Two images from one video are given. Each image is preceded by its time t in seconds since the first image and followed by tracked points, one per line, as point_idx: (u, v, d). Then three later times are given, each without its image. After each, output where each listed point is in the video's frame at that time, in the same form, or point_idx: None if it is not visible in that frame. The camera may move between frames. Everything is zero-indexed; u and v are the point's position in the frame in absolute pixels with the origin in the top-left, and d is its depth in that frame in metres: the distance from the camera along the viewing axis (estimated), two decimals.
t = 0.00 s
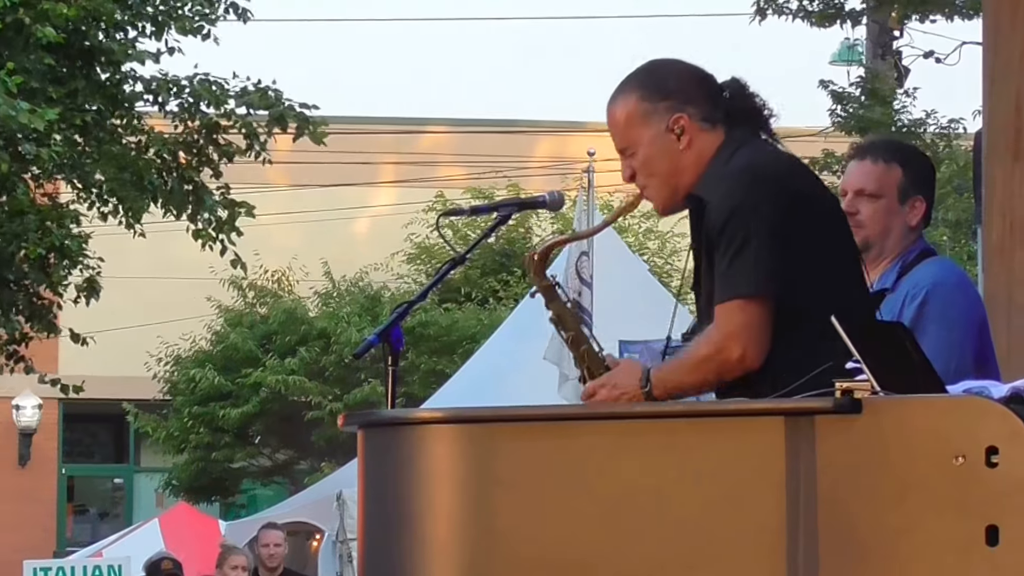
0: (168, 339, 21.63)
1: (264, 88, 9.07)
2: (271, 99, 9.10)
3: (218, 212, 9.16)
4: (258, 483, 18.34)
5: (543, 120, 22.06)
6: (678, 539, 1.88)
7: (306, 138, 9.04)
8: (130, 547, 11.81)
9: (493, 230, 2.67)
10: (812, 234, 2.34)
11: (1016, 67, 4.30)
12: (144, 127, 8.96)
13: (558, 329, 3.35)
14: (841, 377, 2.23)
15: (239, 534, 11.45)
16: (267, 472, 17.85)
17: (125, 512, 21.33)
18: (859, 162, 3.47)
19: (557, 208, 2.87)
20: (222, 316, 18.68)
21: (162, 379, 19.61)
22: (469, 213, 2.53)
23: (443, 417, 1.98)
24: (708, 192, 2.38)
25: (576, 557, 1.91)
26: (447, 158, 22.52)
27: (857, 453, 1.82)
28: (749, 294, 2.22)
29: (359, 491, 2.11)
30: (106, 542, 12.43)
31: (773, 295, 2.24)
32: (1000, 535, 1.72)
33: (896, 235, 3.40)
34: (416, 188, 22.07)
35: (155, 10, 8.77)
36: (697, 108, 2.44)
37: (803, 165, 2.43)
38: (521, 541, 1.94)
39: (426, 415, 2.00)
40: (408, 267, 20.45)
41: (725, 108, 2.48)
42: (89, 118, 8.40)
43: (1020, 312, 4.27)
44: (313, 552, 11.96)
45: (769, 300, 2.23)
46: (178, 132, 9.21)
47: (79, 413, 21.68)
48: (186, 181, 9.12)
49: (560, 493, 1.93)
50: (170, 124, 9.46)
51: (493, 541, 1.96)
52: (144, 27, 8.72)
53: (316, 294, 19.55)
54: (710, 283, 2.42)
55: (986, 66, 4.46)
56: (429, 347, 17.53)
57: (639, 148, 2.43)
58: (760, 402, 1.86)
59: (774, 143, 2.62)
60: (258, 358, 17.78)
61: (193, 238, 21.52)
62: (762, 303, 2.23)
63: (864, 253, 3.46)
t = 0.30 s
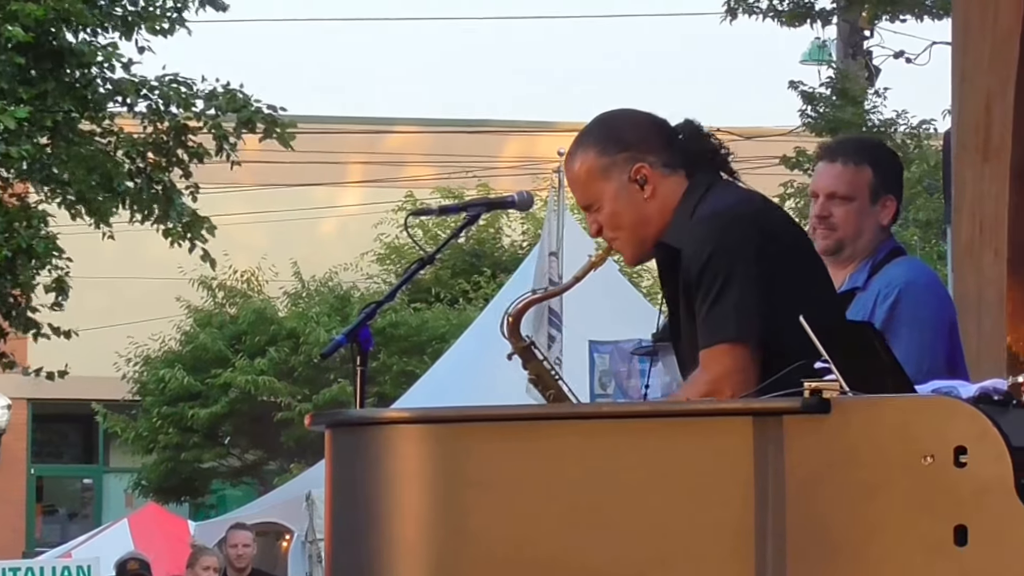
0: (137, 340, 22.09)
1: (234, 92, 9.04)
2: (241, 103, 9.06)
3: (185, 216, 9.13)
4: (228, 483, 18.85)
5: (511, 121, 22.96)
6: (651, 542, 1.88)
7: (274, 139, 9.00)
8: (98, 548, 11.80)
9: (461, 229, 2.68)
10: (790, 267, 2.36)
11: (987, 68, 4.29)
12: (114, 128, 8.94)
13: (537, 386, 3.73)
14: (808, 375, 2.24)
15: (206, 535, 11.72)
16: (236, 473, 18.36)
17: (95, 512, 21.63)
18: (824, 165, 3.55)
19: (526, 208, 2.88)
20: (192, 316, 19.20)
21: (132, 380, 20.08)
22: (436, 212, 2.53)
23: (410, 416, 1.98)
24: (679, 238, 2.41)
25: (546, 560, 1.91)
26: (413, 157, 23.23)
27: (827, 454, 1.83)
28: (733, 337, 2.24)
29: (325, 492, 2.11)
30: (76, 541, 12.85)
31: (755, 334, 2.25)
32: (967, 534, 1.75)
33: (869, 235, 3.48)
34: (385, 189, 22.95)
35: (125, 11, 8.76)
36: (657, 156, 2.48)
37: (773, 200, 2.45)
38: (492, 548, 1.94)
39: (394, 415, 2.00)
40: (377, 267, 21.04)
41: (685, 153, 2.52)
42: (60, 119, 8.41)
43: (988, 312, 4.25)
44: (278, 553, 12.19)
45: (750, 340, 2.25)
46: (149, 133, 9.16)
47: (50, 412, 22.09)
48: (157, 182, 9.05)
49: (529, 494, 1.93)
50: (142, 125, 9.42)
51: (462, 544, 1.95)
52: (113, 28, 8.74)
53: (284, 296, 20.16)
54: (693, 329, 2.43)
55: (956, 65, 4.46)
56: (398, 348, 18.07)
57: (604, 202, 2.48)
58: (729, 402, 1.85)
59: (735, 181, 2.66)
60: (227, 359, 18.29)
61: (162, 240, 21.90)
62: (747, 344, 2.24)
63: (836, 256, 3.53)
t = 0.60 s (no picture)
0: (107, 338, 22.50)
1: (202, 92, 9.13)
2: (212, 103, 9.14)
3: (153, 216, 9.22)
4: (200, 481, 19.50)
5: (481, 122, 24.25)
6: (620, 539, 1.91)
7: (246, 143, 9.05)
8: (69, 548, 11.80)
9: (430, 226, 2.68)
10: (768, 279, 2.39)
11: (954, 67, 4.25)
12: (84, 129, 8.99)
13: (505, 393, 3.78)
14: (776, 375, 2.28)
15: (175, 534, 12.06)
16: (207, 471, 18.94)
17: (66, 511, 21.74)
18: (771, 182, 3.64)
19: (495, 206, 2.88)
20: (163, 315, 19.71)
21: (103, 378, 20.50)
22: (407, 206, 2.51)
23: (379, 414, 2.03)
24: (657, 248, 2.44)
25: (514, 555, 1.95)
26: (384, 155, 23.78)
27: (795, 451, 1.84)
28: (712, 348, 2.28)
29: (294, 488, 2.16)
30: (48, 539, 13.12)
31: (734, 345, 2.29)
32: (937, 533, 1.73)
33: (830, 240, 3.59)
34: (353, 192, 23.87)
35: (95, 12, 8.75)
36: (631, 167, 2.51)
37: (747, 212, 2.48)
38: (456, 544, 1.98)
39: (362, 413, 2.05)
40: (348, 265, 21.56)
41: (659, 165, 2.55)
42: (30, 119, 8.36)
43: (958, 311, 4.34)
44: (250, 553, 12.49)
45: (730, 349, 2.29)
46: (120, 134, 9.23)
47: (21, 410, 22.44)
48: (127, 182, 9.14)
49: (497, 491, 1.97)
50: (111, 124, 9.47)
51: (427, 540, 2.00)
52: (85, 29, 8.72)
53: (255, 295, 20.81)
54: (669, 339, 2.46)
55: (926, 62, 4.44)
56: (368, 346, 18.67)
57: (578, 213, 2.49)
58: (697, 400, 1.87)
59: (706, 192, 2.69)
60: (198, 357, 18.81)
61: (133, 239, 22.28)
62: (725, 355, 2.29)
63: (802, 267, 3.64)
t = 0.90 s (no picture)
0: (80, 335, 22.88)
1: (178, 92, 9.16)
2: (187, 102, 9.22)
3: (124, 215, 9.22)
4: (173, 478, 19.97)
5: (454, 118, 24.82)
6: (593, 532, 1.93)
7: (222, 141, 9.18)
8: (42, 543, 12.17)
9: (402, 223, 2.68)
10: (748, 273, 2.51)
11: (922, 67, 4.27)
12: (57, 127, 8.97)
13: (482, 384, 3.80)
14: (746, 371, 2.33)
15: (148, 531, 12.22)
16: (179, 468, 19.53)
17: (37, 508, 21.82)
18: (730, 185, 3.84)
19: (467, 202, 2.89)
20: (135, 312, 20.03)
21: (74, 374, 20.82)
22: (376, 209, 2.52)
23: (350, 411, 2.05)
24: (636, 239, 2.57)
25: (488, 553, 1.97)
26: (358, 153, 24.23)
27: (765, 447, 1.86)
28: (694, 339, 2.36)
29: (265, 485, 2.18)
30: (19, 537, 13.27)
31: (716, 337, 2.37)
32: (906, 529, 1.74)
33: (796, 240, 3.80)
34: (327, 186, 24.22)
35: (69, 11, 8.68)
36: (609, 160, 2.66)
37: (725, 209, 2.61)
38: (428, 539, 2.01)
39: (332, 410, 2.06)
40: (322, 263, 22.01)
41: (636, 160, 2.71)
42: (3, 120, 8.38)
43: (929, 308, 4.31)
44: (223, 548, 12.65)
45: (711, 341, 2.37)
46: (92, 131, 9.19)
47: None
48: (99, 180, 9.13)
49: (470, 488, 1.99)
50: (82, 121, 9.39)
51: (397, 536, 2.03)
52: (57, 28, 8.63)
53: (228, 291, 21.09)
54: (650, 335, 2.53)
55: (896, 62, 4.46)
56: (340, 344, 19.21)
57: (557, 204, 2.64)
58: (667, 397, 1.90)
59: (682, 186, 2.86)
60: (170, 355, 19.14)
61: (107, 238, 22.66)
62: (706, 346, 2.36)
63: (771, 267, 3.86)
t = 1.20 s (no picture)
0: (54, 330, 22.92)
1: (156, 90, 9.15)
2: (164, 102, 9.18)
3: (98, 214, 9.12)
4: (147, 473, 20.11)
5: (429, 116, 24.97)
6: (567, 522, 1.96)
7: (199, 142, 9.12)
8: (17, 539, 12.31)
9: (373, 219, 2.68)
10: (726, 268, 2.53)
11: (897, 64, 4.32)
12: (31, 124, 8.96)
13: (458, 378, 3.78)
14: (720, 366, 2.36)
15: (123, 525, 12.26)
16: (153, 464, 19.62)
17: (12, 503, 21.81)
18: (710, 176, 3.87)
19: (441, 197, 2.91)
20: (110, 307, 19.97)
21: (49, 370, 20.78)
22: (349, 204, 2.53)
23: (320, 408, 2.06)
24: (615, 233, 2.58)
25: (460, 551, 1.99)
26: (333, 150, 24.70)
27: (736, 444, 1.89)
28: (670, 334, 2.37)
29: (238, 481, 2.20)
30: None
31: (691, 333, 2.38)
32: (878, 525, 1.77)
33: (769, 233, 3.84)
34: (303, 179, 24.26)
35: (42, 9, 8.64)
36: (589, 152, 2.67)
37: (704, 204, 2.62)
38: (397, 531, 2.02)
39: (304, 406, 2.08)
40: (297, 259, 22.09)
41: (616, 153, 2.72)
42: None
43: (901, 302, 4.38)
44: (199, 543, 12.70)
45: (688, 338, 2.38)
46: (67, 130, 9.10)
47: None
48: (73, 178, 9.07)
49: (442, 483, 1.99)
50: (58, 120, 9.31)
51: (367, 536, 2.04)
52: (29, 26, 8.60)
53: (202, 287, 21.08)
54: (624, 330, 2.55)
55: (869, 58, 4.49)
56: (315, 339, 19.33)
57: (535, 196, 2.65)
58: (638, 393, 1.93)
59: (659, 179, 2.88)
60: (144, 351, 19.14)
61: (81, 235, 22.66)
62: (682, 343, 2.37)
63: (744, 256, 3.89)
